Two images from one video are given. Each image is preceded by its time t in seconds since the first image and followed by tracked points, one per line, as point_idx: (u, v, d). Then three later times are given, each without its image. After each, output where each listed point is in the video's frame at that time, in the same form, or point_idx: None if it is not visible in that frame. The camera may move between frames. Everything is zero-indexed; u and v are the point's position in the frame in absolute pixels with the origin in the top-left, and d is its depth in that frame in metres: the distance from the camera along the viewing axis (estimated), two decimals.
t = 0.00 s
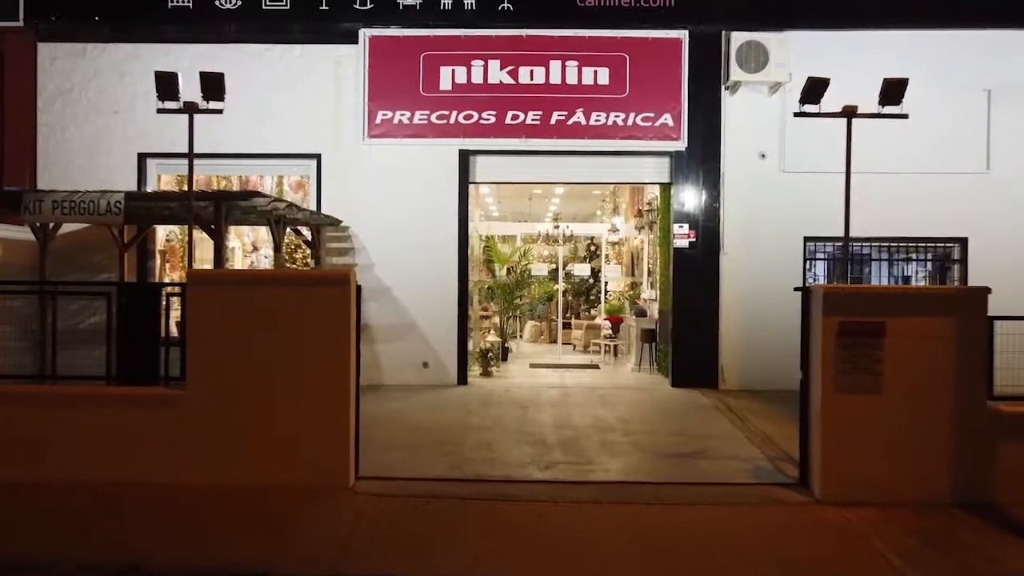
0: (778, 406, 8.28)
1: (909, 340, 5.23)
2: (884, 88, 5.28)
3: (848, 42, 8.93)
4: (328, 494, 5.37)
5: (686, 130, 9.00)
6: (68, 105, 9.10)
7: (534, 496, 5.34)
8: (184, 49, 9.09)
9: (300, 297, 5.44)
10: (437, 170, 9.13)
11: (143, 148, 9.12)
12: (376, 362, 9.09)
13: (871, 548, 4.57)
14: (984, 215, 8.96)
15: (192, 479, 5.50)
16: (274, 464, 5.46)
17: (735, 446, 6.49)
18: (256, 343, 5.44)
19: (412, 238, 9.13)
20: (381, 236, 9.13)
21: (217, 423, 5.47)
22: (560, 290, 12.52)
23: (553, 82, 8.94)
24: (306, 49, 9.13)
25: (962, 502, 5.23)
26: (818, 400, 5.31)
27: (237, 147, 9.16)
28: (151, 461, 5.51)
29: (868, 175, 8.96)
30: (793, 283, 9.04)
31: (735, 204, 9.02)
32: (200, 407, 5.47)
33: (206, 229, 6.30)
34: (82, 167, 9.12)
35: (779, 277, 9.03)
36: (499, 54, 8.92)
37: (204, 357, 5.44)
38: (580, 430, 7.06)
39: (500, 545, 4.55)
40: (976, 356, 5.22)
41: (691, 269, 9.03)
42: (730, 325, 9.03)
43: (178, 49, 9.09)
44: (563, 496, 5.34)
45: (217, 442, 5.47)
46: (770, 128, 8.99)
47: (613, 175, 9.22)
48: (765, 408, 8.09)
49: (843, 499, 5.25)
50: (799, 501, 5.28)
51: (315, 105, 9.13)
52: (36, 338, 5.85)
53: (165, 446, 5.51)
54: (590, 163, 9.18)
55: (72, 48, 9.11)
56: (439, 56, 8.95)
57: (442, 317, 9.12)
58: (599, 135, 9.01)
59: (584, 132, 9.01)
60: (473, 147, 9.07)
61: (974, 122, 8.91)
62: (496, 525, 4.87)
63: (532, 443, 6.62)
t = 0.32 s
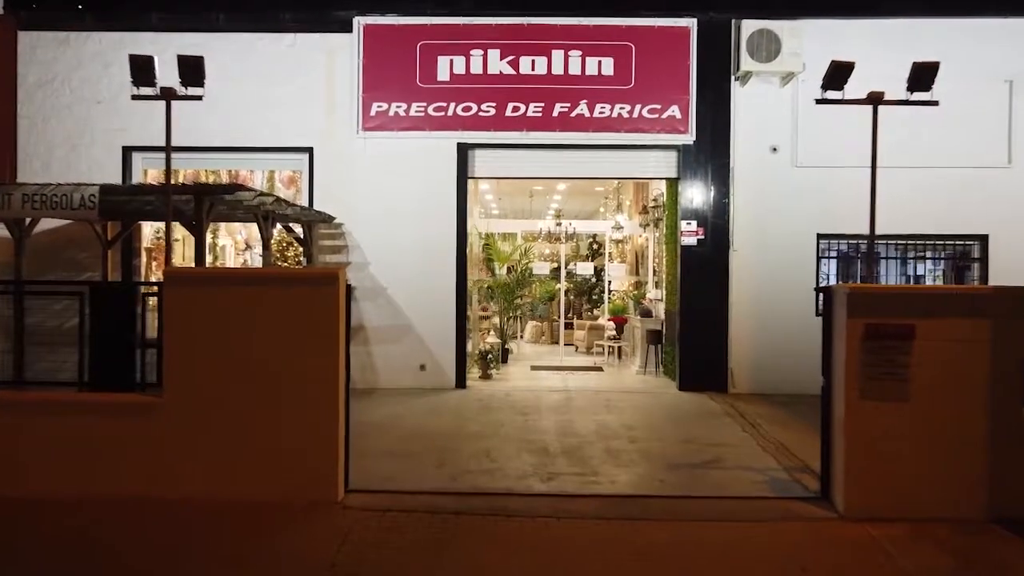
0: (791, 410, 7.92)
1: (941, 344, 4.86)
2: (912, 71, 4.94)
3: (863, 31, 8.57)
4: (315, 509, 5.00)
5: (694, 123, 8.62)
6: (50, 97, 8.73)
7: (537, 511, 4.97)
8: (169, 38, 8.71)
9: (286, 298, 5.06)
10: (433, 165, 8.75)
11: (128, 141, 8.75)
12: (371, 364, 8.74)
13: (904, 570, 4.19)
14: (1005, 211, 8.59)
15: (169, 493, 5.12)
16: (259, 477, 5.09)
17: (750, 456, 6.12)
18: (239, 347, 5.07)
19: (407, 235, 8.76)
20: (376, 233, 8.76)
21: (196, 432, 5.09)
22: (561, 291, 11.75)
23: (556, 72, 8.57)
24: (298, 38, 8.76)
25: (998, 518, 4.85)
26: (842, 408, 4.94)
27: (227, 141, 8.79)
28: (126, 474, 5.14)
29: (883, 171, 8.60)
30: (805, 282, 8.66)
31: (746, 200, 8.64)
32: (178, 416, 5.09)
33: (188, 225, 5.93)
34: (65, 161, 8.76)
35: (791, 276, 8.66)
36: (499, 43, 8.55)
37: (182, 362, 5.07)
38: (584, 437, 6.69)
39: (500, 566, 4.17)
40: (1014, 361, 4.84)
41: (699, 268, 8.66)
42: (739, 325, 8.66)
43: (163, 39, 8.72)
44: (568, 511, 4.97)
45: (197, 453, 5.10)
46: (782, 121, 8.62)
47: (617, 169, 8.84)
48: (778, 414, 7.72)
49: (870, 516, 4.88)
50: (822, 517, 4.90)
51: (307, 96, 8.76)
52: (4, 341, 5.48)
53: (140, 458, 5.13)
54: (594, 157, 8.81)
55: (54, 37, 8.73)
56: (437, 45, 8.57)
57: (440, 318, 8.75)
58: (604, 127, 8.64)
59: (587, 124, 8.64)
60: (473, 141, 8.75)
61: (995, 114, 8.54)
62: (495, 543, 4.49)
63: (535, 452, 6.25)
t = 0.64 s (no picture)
0: (810, 420, 7.47)
1: (990, 351, 4.41)
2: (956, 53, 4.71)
3: (885, 17, 8.11)
4: (299, 533, 4.54)
5: (706, 114, 8.18)
6: (27, 86, 8.27)
7: (543, 534, 4.52)
8: (153, 24, 8.26)
9: (267, 301, 4.59)
10: (432, 158, 8.27)
11: (109, 133, 8.29)
12: (365, 368, 8.29)
13: None
14: None
15: (137, 517, 4.61)
16: (236, 499, 4.59)
17: (771, 472, 5.67)
18: (215, 354, 4.59)
19: (404, 233, 8.30)
20: (371, 231, 8.31)
21: (167, 450, 4.59)
22: (565, 290, 11.38)
23: (560, 60, 8.13)
24: (288, 24, 8.31)
25: None
26: (880, 421, 4.49)
27: (214, 132, 8.33)
28: (88, 496, 4.62)
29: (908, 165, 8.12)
30: (824, 282, 8.19)
31: (761, 196, 8.19)
32: (147, 431, 4.59)
33: (165, 221, 5.49)
34: (42, 154, 8.30)
35: (808, 276, 8.20)
36: (500, 30, 8.13)
37: (151, 371, 4.58)
38: (592, 450, 6.24)
39: None
40: None
41: (711, 267, 8.21)
42: (753, 328, 8.20)
43: (146, 25, 8.26)
44: (577, 534, 4.52)
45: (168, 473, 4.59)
46: (800, 112, 8.16)
47: (625, 164, 8.37)
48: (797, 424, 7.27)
49: (910, 540, 4.43)
50: (858, 541, 4.45)
51: (299, 86, 8.30)
52: None
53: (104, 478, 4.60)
54: (600, 150, 8.34)
55: (32, 24, 8.27)
56: (436, 33, 8.16)
57: (439, 321, 8.30)
58: (610, 119, 8.18)
59: (594, 115, 8.19)
60: (476, 133, 8.22)
61: None
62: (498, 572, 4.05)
63: (539, 467, 5.79)
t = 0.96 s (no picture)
0: (834, 432, 7.00)
1: None
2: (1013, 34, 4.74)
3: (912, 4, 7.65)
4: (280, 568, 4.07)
5: (722, 107, 7.72)
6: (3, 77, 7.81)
7: (552, 570, 4.06)
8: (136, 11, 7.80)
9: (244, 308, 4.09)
10: (431, 154, 7.81)
11: (88, 128, 7.83)
12: (360, 376, 7.83)
13: None
14: None
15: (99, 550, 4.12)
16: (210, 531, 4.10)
17: (799, 494, 5.21)
18: (188, 368, 4.09)
19: (401, 233, 7.84)
20: (365, 231, 7.84)
21: (134, 476, 4.10)
22: (570, 291, 11.04)
23: (567, 50, 7.66)
24: (279, 12, 7.83)
25: None
26: (928, 443, 4.03)
27: (200, 126, 7.87)
28: (48, 526, 4.14)
29: (935, 162, 7.67)
30: (845, 286, 7.72)
31: (780, 194, 7.72)
32: (112, 454, 4.10)
33: (138, 219, 5.02)
34: (18, 148, 7.84)
35: (830, 279, 7.73)
36: (503, 18, 7.66)
37: (115, 387, 4.07)
38: (603, 468, 5.78)
39: None
40: None
41: (727, 269, 7.75)
42: (771, 334, 7.73)
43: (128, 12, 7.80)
44: (591, 570, 4.06)
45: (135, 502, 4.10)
46: (821, 106, 7.70)
47: (636, 160, 7.89)
48: (821, 437, 6.81)
49: None
50: None
51: (289, 78, 7.83)
52: None
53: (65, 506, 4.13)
54: (609, 146, 7.87)
55: (7, 10, 7.80)
56: (434, 21, 7.69)
57: (437, 326, 7.83)
58: (620, 112, 7.72)
59: (602, 109, 7.73)
60: (478, 128, 7.77)
61: None
62: None
63: (547, 488, 5.32)
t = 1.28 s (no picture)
0: (854, 448, 6.51)
1: None
2: None
3: None
4: None
5: (732, 99, 7.24)
6: None
7: None
8: None
9: (201, 322, 3.34)
10: (422, 149, 7.29)
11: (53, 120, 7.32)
12: (346, 387, 7.32)
13: None
14: None
15: None
16: None
17: (827, 521, 4.72)
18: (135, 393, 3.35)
19: (390, 233, 7.31)
20: (351, 231, 7.31)
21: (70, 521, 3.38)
22: (568, 294, 10.44)
23: (566, 38, 7.17)
24: None
25: None
26: (985, 470, 3.53)
27: (174, 118, 7.34)
28: None
29: (959, 157, 7.19)
30: (863, 289, 7.24)
31: (794, 192, 7.24)
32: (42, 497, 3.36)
33: (93, 217, 4.46)
34: None
35: (847, 282, 7.24)
36: (499, 3, 7.17)
37: (49, 415, 3.33)
38: (609, 490, 5.27)
39: None
40: None
41: (737, 272, 7.27)
42: (785, 340, 7.25)
43: None
44: None
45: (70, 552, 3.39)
46: (837, 98, 7.23)
47: (640, 155, 7.39)
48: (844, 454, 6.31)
49: None
50: None
51: (270, 67, 7.31)
52: None
53: None
54: (612, 141, 7.38)
55: None
56: (425, 6, 7.19)
57: (428, 333, 7.31)
58: (623, 104, 7.23)
59: (605, 101, 7.23)
60: (471, 121, 7.26)
61: None
62: None
63: (549, 515, 4.81)
